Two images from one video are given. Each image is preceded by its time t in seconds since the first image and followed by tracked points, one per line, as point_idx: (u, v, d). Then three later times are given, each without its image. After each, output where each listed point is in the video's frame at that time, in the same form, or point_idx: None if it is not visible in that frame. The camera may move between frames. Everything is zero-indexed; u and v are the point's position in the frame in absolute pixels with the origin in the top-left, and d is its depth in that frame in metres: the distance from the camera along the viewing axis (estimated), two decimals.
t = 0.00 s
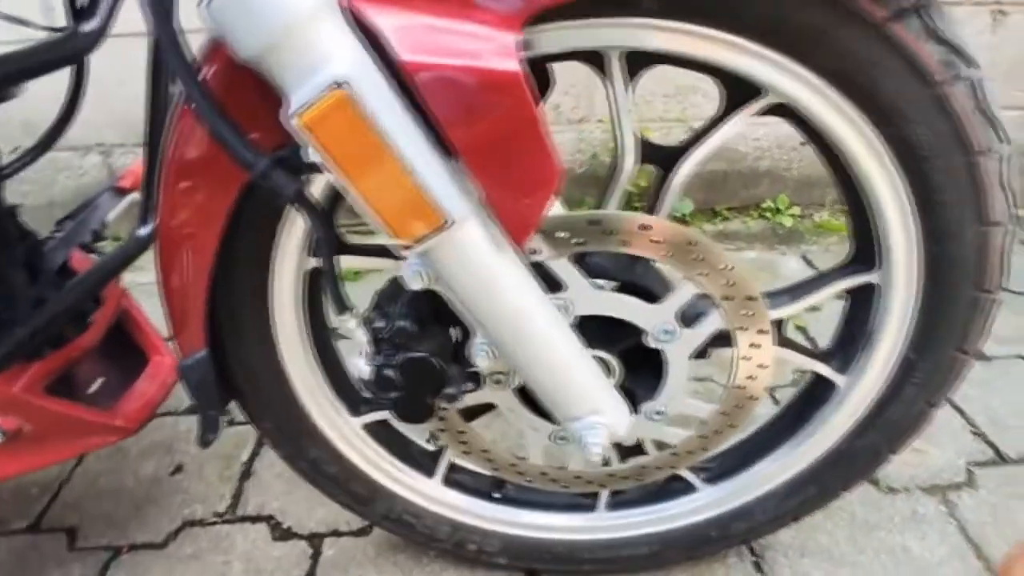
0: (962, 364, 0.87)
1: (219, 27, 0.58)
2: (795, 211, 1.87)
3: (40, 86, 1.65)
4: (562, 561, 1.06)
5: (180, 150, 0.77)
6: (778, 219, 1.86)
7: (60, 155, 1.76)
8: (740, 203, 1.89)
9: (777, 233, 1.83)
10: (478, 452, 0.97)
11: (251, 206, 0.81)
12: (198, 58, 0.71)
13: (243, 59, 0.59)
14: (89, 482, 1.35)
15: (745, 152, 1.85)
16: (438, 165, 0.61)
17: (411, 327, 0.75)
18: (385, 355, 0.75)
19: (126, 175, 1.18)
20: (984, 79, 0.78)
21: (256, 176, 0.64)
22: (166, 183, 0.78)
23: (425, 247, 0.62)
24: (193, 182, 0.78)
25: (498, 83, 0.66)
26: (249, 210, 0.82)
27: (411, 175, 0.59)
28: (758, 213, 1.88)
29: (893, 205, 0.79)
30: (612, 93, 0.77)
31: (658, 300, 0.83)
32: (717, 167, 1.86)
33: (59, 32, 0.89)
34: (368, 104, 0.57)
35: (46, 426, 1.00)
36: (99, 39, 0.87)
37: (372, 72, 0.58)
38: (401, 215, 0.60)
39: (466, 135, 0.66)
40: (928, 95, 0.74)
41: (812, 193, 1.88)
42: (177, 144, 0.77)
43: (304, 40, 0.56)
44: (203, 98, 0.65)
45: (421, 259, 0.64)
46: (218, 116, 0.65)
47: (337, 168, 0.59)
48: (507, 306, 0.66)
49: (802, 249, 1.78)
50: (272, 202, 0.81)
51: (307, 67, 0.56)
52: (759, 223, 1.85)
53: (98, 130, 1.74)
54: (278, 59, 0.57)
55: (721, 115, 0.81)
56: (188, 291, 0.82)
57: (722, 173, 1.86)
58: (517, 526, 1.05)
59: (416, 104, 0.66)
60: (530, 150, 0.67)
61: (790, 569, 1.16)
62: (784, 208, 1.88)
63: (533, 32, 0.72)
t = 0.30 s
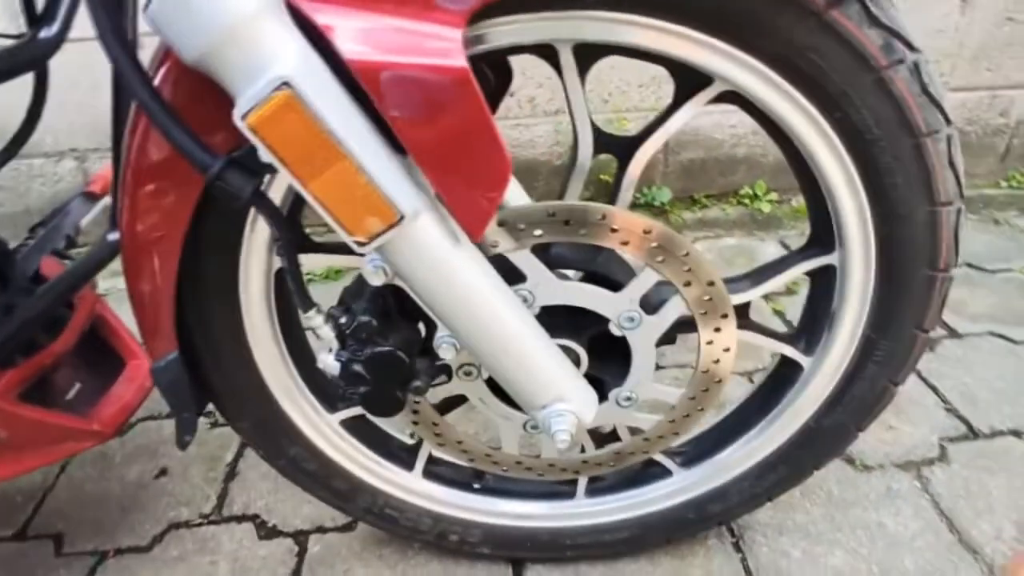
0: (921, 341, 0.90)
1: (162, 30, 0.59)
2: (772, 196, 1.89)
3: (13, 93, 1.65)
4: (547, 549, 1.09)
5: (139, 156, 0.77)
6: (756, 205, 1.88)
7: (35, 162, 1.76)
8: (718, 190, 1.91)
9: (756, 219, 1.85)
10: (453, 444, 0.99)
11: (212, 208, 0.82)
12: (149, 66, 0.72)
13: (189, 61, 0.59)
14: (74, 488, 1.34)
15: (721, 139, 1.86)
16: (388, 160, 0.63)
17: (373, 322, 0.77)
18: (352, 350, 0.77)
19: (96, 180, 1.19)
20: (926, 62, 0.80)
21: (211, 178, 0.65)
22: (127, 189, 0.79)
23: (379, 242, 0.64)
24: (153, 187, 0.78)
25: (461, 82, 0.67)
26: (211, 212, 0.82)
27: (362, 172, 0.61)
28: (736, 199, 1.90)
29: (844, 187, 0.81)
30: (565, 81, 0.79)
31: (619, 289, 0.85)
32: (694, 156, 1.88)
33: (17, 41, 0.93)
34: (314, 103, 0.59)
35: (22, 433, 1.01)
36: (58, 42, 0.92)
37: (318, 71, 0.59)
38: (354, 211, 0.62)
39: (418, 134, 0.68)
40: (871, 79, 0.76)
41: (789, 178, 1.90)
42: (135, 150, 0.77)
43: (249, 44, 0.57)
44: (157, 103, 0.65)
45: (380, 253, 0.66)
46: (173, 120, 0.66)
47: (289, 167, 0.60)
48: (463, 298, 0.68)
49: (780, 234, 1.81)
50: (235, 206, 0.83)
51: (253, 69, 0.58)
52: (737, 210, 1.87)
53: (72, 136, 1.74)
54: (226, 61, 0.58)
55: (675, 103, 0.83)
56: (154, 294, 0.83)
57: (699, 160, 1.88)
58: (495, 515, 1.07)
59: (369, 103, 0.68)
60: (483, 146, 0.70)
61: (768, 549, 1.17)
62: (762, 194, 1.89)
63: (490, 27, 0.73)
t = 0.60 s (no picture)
0: (913, 330, 0.89)
1: (132, 38, 0.58)
2: (762, 188, 1.89)
3: None
4: (544, 551, 1.08)
5: (116, 166, 0.76)
6: (746, 198, 1.88)
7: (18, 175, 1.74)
8: (708, 184, 1.90)
9: (747, 212, 1.84)
10: (446, 448, 0.98)
11: (193, 218, 0.81)
12: (123, 76, 0.71)
13: (161, 69, 0.58)
14: (66, 503, 1.33)
15: (709, 133, 1.86)
16: (368, 164, 0.62)
17: (359, 328, 0.76)
18: (339, 357, 0.76)
19: (78, 191, 1.17)
20: (911, 50, 0.79)
21: (188, 187, 0.64)
22: (105, 201, 0.78)
23: (362, 248, 0.63)
24: (132, 198, 0.77)
25: (446, 83, 0.66)
26: (191, 222, 0.81)
27: (342, 177, 0.60)
28: (726, 193, 1.90)
29: (832, 179, 0.80)
30: (547, 79, 0.78)
31: (608, 288, 0.84)
32: (683, 150, 1.87)
33: None
34: (291, 108, 0.58)
35: (7, 450, 0.99)
36: (34, 54, 0.93)
37: (294, 74, 0.58)
38: (335, 217, 0.61)
39: (400, 138, 0.67)
40: (856, 69, 0.75)
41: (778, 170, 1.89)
42: (112, 161, 0.76)
43: (223, 49, 0.56)
44: (131, 114, 0.64)
45: (364, 259, 0.65)
46: (148, 131, 0.65)
47: (268, 174, 0.59)
48: (451, 301, 0.67)
49: (770, 226, 1.80)
50: (215, 215, 0.82)
51: (228, 76, 0.57)
52: (727, 203, 1.86)
53: (55, 147, 1.73)
54: (199, 68, 0.57)
55: (660, 98, 0.82)
56: (137, 307, 0.82)
57: (688, 155, 1.87)
58: (491, 519, 1.06)
59: (349, 108, 0.67)
60: (466, 148, 0.69)
61: (767, 543, 1.16)
62: (752, 186, 1.89)
63: (471, 26, 0.72)
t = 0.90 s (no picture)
0: (910, 326, 0.89)
1: (118, 32, 0.57)
2: (761, 185, 1.88)
3: None
4: (541, 549, 1.08)
5: (107, 162, 0.76)
6: (744, 195, 1.87)
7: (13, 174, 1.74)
8: (706, 181, 1.90)
9: (745, 209, 1.84)
10: (441, 446, 0.97)
11: (184, 213, 0.80)
12: (111, 71, 0.71)
13: (148, 63, 0.58)
14: (61, 502, 1.32)
15: (708, 130, 1.85)
16: (358, 158, 0.61)
17: (351, 325, 0.76)
18: (332, 353, 0.76)
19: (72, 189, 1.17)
20: (907, 43, 0.78)
21: (178, 182, 0.64)
22: (95, 197, 0.77)
23: (353, 243, 0.63)
24: (121, 194, 0.77)
25: (440, 78, 0.66)
26: (182, 218, 0.81)
27: (331, 171, 0.60)
28: (724, 190, 1.89)
29: (827, 173, 0.80)
30: (540, 73, 0.78)
31: (603, 284, 0.84)
32: (681, 147, 1.87)
33: None
34: (279, 100, 0.57)
35: None
36: (24, 49, 0.93)
37: (281, 68, 0.58)
38: (325, 212, 0.61)
39: (392, 133, 0.67)
40: (852, 62, 0.75)
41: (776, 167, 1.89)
42: (102, 157, 0.76)
43: (210, 42, 0.56)
44: (119, 110, 0.64)
45: (355, 254, 0.65)
46: (137, 126, 0.65)
47: (256, 168, 0.59)
48: (442, 297, 0.67)
49: (768, 223, 1.79)
50: (206, 211, 0.81)
51: (216, 69, 0.56)
52: (725, 200, 1.86)
53: (50, 146, 1.72)
54: (186, 62, 0.57)
55: (654, 92, 0.81)
56: (130, 305, 0.82)
57: (686, 152, 1.87)
58: (486, 517, 1.05)
59: (340, 102, 0.66)
60: (458, 143, 0.68)
61: (764, 540, 1.16)
62: (750, 183, 1.89)
63: (464, 19, 0.72)
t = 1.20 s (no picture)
0: (909, 333, 0.89)
1: (124, 39, 0.58)
2: (762, 189, 1.89)
3: None
4: (541, 551, 1.08)
5: (113, 166, 0.76)
6: (745, 198, 1.88)
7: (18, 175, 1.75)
8: (707, 185, 1.91)
9: (746, 212, 1.85)
10: (442, 449, 0.98)
11: (189, 218, 0.81)
12: (118, 76, 0.72)
13: (153, 70, 0.59)
14: (64, 502, 1.33)
15: (709, 134, 1.86)
16: (362, 165, 0.62)
17: (354, 329, 0.76)
18: (335, 358, 0.76)
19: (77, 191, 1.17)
20: (906, 51, 0.79)
21: (183, 188, 0.65)
22: (101, 200, 0.78)
23: (355, 249, 0.63)
24: (127, 198, 0.77)
25: (443, 85, 0.67)
26: (187, 222, 0.81)
27: (335, 178, 0.61)
28: (725, 193, 1.90)
29: (827, 180, 0.81)
30: (542, 80, 0.78)
31: (603, 289, 0.84)
32: (682, 151, 1.87)
33: None
34: (284, 108, 0.58)
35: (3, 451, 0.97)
36: (31, 53, 0.93)
37: (286, 76, 0.58)
38: (329, 218, 0.62)
39: (395, 140, 0.67)
40: (850, 71, 0.76)
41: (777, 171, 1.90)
42: (109, 161, 0.76)
43: (217, 50, 0.57)
44: (125, 115, 0.64)
45: (358, 261, 0.66)
46: (142, 131, 0.65)
47: (261, 175, 0.60)
48: (445, 303, 0.67)
49: (769, 226, 1.80)
50: (210, 216, 0.82)
51: (221, 77, 0.57)
52: (726, 204, 1.87)
53: (54, 147, 1.73)
54: (192, 70, 0.57)
55: (654, 99, 0.82)
56: (134, 307, 0.82)
57: (687, 155, 1.87)
58: (486, 519, 1.06)
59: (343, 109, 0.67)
60: (460, 149, 0.69)
61: (764, 544, 1.17)
62: (751, 187, 1.89)
63: (466, 27, 0.72)
